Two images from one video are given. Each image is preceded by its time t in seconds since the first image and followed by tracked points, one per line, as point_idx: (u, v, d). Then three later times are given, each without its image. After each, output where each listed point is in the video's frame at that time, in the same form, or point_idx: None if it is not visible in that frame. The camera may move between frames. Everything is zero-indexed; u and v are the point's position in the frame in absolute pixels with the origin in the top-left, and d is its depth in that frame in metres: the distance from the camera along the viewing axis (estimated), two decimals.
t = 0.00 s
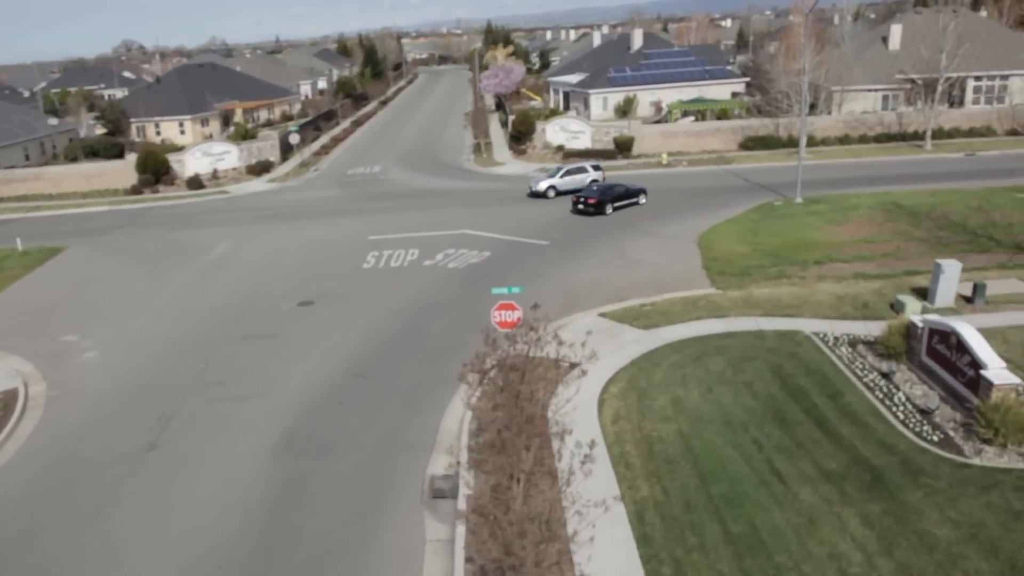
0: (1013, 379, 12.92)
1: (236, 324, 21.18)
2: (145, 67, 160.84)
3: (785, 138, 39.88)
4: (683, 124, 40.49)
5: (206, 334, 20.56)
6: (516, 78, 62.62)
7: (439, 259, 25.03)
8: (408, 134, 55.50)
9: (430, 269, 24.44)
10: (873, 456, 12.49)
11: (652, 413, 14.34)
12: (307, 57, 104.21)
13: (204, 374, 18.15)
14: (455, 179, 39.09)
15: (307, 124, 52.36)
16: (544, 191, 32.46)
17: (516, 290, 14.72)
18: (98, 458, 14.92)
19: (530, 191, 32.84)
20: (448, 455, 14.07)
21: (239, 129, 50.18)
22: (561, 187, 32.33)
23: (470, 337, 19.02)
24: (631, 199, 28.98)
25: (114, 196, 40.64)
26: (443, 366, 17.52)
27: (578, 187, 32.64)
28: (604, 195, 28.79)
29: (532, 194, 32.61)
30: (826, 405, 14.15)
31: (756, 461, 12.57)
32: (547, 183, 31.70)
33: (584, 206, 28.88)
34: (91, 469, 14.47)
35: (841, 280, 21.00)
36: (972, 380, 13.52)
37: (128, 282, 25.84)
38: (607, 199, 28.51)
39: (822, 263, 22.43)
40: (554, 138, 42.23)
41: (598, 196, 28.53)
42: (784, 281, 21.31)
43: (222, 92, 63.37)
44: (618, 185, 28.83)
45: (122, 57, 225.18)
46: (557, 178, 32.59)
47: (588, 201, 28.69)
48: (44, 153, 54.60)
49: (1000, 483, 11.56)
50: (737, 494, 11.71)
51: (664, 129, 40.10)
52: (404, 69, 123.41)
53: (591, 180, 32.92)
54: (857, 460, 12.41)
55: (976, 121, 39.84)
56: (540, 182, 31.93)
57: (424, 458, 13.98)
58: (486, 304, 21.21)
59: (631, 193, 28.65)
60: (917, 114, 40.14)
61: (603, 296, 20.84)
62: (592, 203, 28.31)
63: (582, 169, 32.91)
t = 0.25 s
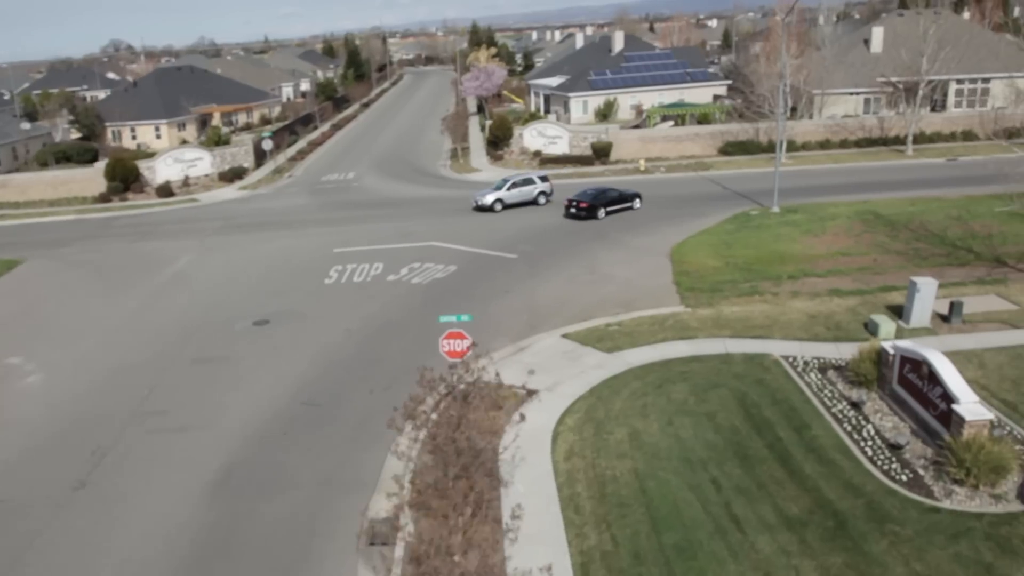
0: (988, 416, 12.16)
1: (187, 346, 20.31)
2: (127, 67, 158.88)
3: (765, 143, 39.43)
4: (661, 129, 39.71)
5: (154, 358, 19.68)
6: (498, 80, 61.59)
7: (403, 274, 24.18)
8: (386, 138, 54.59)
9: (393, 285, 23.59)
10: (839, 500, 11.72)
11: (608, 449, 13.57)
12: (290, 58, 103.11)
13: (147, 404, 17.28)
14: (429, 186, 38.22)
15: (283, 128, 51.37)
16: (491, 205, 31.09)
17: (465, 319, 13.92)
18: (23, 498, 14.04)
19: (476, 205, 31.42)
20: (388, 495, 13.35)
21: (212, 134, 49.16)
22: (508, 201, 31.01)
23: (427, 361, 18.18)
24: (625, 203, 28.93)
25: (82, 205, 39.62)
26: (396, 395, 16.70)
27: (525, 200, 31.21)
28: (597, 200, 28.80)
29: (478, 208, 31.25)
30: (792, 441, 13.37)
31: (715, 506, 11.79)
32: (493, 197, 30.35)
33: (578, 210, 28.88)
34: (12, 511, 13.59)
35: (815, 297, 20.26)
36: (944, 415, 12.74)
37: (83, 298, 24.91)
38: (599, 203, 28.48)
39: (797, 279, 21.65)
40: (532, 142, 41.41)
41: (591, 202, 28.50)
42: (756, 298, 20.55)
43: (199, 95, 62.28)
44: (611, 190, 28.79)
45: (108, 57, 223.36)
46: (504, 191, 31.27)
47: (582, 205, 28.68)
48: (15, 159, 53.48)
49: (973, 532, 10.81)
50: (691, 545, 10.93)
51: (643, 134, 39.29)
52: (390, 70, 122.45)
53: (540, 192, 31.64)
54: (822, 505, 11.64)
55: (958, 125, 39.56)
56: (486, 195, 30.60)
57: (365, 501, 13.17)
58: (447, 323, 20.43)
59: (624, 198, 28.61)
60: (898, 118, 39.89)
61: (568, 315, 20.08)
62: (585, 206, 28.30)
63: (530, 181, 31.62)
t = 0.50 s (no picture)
0: (953, 454, 11.49)
1: (132, 369, 19.53)
2: (107, 66, 156.94)
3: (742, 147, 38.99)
4: (636, 134, 38.97)
5: (97, 382, 18.88)
6: (476, 82, 60.53)
7: (362, 290, 23.43)
8: (362, 141, 53.73)
9: (351, 300, 22.84)
10: (795, 546, 11.04)
11: (554, 488, 12.87)
12: (271, 58, 102.08)
13: (82, 434, 16.50)
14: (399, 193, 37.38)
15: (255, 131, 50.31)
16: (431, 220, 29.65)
17: (405, 348, 13.17)
18: None
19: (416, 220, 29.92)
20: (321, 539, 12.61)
21: (181, 138, 48.16)
22: (450, 215, 29.77)
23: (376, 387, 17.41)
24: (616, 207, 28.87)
25: (45, 213, 38.67)
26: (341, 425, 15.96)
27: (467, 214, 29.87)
28: (589, 204, 28.73)
29: (418, 223, 29.96)
30: (747, 478, 12.69)
31: (662, 552, 11.10)
32: (434, 211, 29.10)
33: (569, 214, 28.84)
34: None
35: (782, 314, 19.59)
36: (909, 451, 12.03)
37: (33, 313, 24.08)
38: (589, 207, 28.46)
39: (766, 294, 20.97)
40: (506, 147, 40.51)
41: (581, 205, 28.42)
42: (722, 315, 19.85)
43: (174, 97, 61.27)
44: (603, 195, 28.67)
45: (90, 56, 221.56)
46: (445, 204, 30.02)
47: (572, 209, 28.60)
48: None
49: None
50: None
51: (618, 139, 38.47)
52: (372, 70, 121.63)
53: (483, 206, 30.39)
54: (775, 551, 10.97)
55: (937, 130, 39.49)
56: (427, 209, 29.35)
57: (296, 546, 12.45)
58: (402, 344, 19.68)
59: (615, 203, 28.50)
60: (877, 123, 39.68)
61: (528, 335, 19.36)
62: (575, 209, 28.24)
63: (473, 193, 30.41)
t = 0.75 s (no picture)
0: (911, 497, 10.80)
1: (70, 392, 18.68)
2: (85, 64, 154.98)
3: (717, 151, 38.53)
4: (609, 137, 38.17)
5: (31, 407, 18.02)
6: (452, 84, 59.74)
7: (317, 305, 22.62)
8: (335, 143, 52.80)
9: (306, 316, 22.03)
10: None
11: (494, 530, 12.14)
12: (249, 56, 100.92)
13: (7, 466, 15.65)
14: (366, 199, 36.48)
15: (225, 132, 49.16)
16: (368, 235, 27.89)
17: (335, 380, 12.40)
18: None
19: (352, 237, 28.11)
20: None
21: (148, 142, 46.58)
22: (387, 230, 28.06)
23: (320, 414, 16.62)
24: (607, 209, 28.59)
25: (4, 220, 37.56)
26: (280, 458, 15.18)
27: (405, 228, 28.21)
28: (580, 207, 28.41)
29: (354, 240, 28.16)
30: (698, 518, 11.97)
31: None
32: (370, 227, 27.35)
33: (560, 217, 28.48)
34: None
35: (747, 333, 18.89)
36: (867, 492, 11.32)
37: None
38: (581, 209, 28.18)
39: (732, 310, 20.31)
40: (476, 151, 39.69)
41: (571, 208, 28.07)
42: (685, 334, 19.12)
43: (145, 97, 60.13)
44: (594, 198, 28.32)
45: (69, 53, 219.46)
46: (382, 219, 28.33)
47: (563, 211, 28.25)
48: None
49: None
50: None
51: (590, 143, 37.65)
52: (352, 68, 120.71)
53: (422, 218, 28.77)
54: None
55: (913, 134, 39.23)
56: (362, 224, 27.59)
57: None
58: (352, 365, 18.91)
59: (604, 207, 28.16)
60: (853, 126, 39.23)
61: (482, 356, 18.62)
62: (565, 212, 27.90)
63: (410, 207, 28.75)
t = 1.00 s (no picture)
0: (867, 546, 10.12)
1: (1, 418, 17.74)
2: (59, 60, 153.10)
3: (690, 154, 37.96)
4: (579, 141, 37.46)
5: None
6: (425, 84, 58.95)
7: (268, 320, 21.76)
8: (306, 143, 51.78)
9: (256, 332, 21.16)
10: None
11: None
12: (224, 54, 99.68)
13: None
14: (329, 204, 35.54)
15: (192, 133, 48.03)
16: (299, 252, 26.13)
17: (257, 418, 11.61)
18: None
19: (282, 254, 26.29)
20: None
21: (110, 143, 45.14)
22: (320, 246, 26.36)
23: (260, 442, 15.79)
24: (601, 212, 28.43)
25: None
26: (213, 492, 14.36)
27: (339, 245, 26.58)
28: (573, 209, 28.28)
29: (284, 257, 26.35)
30: (645, 564, 11.23)
31: None
32: (302, 244, 25.62)
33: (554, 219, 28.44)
34: None
35: (709, 353, 18.17)
36: (822, 537, 10.63)
37: None
38: (573, 211, 28.07)
39: (695, 326, 19.61)
40: (446, 155, 39.05)
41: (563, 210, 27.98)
42: (645, 353, 18.39)
43: (111, 98, 58.91)
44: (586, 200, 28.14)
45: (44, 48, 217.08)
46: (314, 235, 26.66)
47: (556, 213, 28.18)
48: None
49: None
50: None
51: (560, 146, 36.97)
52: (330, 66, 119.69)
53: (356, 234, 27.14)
54: None
55: (887, 137, 38.85)
56: (294, 242, 25.84)
57: None
58: (298, 385, 18.07)
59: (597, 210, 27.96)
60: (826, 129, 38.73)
61: (433, 377, 17.84)
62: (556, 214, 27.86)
63: (343, 221, 27.11)
